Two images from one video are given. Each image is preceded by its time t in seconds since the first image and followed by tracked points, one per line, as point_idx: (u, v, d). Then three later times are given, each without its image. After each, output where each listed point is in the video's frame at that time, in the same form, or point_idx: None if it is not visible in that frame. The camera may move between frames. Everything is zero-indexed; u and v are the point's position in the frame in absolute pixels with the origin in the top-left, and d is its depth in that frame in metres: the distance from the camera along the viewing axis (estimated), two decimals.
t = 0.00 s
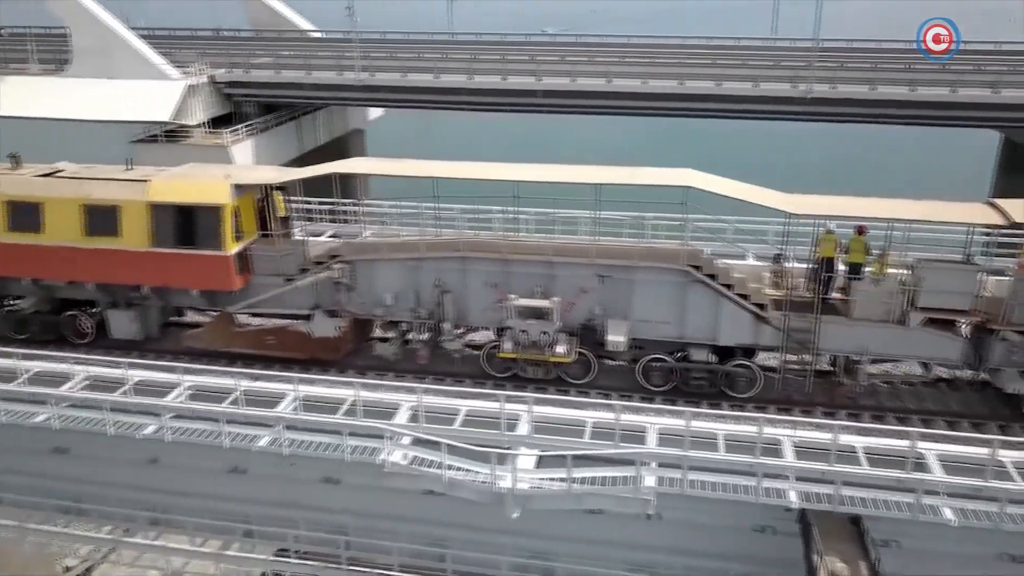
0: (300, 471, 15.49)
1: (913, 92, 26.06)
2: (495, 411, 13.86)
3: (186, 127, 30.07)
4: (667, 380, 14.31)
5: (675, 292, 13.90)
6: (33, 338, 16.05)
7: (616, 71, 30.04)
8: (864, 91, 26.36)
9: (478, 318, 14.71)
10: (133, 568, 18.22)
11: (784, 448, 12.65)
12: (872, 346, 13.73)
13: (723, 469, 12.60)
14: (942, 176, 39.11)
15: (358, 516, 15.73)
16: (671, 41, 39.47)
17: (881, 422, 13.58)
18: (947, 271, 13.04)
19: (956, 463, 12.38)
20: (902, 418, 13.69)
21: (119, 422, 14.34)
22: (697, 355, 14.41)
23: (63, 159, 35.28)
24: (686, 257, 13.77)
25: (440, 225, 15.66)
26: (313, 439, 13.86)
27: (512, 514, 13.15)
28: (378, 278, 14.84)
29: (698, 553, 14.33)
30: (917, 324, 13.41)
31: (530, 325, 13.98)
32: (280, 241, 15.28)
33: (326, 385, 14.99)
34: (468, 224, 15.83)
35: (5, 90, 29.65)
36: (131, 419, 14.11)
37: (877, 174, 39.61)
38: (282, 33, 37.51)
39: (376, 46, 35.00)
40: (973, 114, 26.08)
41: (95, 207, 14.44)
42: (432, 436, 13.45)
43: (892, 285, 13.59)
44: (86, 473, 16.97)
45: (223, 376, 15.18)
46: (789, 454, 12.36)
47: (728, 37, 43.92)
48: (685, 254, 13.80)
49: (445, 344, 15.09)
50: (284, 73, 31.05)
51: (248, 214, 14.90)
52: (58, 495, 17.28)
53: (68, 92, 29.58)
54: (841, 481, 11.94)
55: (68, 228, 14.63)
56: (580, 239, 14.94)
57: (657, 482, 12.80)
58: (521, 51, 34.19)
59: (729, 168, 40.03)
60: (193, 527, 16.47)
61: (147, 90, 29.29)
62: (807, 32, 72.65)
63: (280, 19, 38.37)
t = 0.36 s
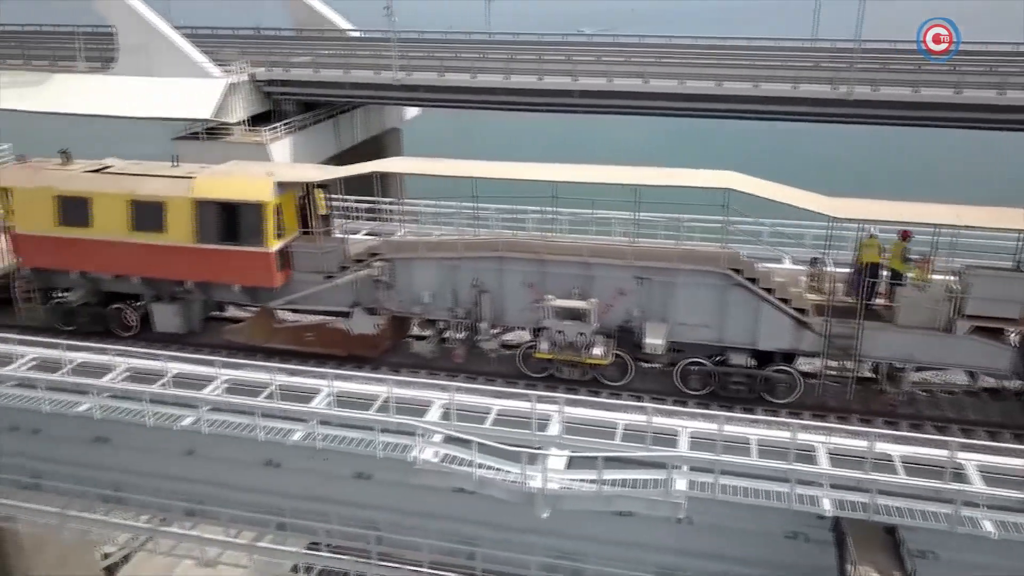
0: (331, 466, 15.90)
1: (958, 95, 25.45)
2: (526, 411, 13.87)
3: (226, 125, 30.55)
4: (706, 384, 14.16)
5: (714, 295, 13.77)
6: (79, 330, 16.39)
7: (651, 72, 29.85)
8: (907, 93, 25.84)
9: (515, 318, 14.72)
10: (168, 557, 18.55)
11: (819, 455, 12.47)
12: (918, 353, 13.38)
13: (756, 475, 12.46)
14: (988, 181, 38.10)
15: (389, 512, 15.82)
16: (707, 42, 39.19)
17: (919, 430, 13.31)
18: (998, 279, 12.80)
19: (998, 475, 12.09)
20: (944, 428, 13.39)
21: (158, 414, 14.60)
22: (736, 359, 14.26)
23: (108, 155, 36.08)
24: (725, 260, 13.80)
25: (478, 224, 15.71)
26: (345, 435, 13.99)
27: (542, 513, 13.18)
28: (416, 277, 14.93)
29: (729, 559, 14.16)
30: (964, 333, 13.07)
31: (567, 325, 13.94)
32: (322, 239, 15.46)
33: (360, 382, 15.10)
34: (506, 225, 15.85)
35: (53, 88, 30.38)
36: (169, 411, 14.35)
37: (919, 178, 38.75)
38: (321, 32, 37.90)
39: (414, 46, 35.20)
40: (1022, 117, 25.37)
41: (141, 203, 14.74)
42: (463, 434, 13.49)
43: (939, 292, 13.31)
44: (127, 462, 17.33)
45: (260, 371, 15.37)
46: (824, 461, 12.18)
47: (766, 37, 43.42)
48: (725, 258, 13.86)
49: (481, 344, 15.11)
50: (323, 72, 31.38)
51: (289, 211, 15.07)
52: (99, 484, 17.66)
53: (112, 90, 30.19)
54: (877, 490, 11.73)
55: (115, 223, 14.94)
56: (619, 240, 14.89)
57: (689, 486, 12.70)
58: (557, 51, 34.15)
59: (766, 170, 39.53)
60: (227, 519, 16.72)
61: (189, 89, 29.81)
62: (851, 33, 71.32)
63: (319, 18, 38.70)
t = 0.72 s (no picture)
0: (363, 462, 15.78)
1: (1003, 98, 24.89)
2: (557, 412, 13.87)
3: (264, 123, 30.98)
4: (743, 390, 14.02)
5: (752, 299, 13.67)
6: (121, 324, 16.67)
7: (687, 72, 29.69)
8: (949, 96, 25.33)
9: (550, 319, 14.71)
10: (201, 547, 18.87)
11: (853, 464, 12.29)
12: (960, 362, 13.13)
13: (788, 481, 12.35)
14: None
15: (419, 510, 15.92)
16: (744, 42, 38.89)
17: (958, 441, 13.06)
18: None
19: None
20: (986, 439, 13.10)
21: (194, 407, 14.85)
22: (774, 365, 14.10)
23: (149, 151, 36.77)
24: (766, 264, 13.55)
25: (514, 225, 15.75)
26: (377, 432, 14.12)
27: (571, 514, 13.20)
28: (452, 276, 15.01)
29: (760, 566, 14.01)
30: (1011, 343, 12.77)
31: (603, 328, 13.94)
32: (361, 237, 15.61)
33: (392, 379, 15.22)
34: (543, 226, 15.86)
35: (98, 86, 31.08)
36: (205, 404, 14.59)
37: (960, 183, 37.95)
38: (359, 32, 38.25)
39: (450, 45, 35.35)
40: None
41: (185, 199, 15.00)
42: (493, 434, 13.54)
43: (986, 301, 13.03)
44: (164, 453, 17.66)
45: (295, 366, 15.56)
46: (857, 469, 12.01)
47: (806, 38, 42.91)
48: (765, 262, 13.60)
49: (516, 344, 15.09)
50: (360, 71, 31.67)
51: (329, 210, 15.19)
52: (136, 474, 18.02)
53: (154, 88, 30.76)
54: (912, 500, 11.55)
55: (159, 219, 15.21)
56: (656, 242, 14.84)
57: (719, 491, 12.61)
58: (593, 51, 34.13)
59: (802, 172, 39.13)
60: (259, 512, 16.95)
61: (229, 87, 30.26)
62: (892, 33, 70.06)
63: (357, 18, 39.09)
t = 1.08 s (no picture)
0: (392, 460, 16.13)
1: None
2: (586, 414, 13.83)
3: (301, 122, 31.32)
4: (779, 395, 13.92)
5: (790, 305, 13.54)
6: (162, 318, 16.93)
7: (722, 73, 29.46)
8: (994, 99, 24.73)
9: (585, 321, 14.68)
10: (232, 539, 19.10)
11: (886, 472, 12.08)
12: (1007, 373, 12.70)
13: (819, 489, 12.17)
14: None
15: (447, 508, 15.94)
16: (779, 44, 38.54)
17: (999, 452, 12.73)
18: None
19: None
20: None
21: (228, 401, 15.06)
22: (812, 371, 13.94)
23: (188, 148, 37.41)
24: (804, 269, 13.55)
25: (549, 226, 15.75)
26: (407, 429, 14.20)
27: (599, 516, 13.16)
28: (487, 277, 15.03)
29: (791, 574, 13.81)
30: None
31: (638, 331, 13.91)
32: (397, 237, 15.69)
33: (423, 378, 15.28)
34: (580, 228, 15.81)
35: (140, 84, 31.68)
36: (239, 399, 14.78)
37: (1004, 189, 37.01)
38: (395, 32, 38.52)
39: (485, 46, 35.43)
40: None
41: (226, 197, 15.23)
42: (522, 434, 13.54)
43: None
44: (198, 446, 17.93)
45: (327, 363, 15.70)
46: (891, 478, 11.80)
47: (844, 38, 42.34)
48: (803, 266, 13.61)
49: (550, 346, 15.06)
50: (395, 70, 31.90)
51: (367, 210, 15.34)
52: (171, 465, 18.32)
53: (195, 87, 31.27)
54: (947, 511, 11.31)
55: (201, 216, 15.45)
56: (693, 246, 14.79)
57: (749, 497, 12.47)
58: (628, 51, 34.04)
59: (839, 175, 38.63)
60: (290, 505, 17.14)
61: (267, 86, 30.64)
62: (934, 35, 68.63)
63: (395, 19, 39.39)
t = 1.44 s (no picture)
0: (427, 457, 16.22)
1: None
2: (621, 416, 13.73)
3: (342, 120, 31.60)
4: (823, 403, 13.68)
5: (836, 311, 13.36)
6: (207, 312, 17.22)
7: (764, 75, 29.09)
8: None
9: (626, 324, 14.62)
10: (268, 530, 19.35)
11: (927, 483, 11.82)
12: None
13: (858, 498, 11.94)
14: None
15: (480, 506, 15.95)
16: (821, 45, 37.91)
17: None
18: None
19: None
20: None
21: (267, 394, 15.27)
22: (857, 379, 13.70)
23: (231, 145, 38.03)
24: (852, 276, 13.31)
25: (589, 228, 15.72)
26: (441, 427, 14.26)
27: (632, 519, 13.08)
28: (527, 277, 15.06)
29: None
30: None
31: (679, 334, 13.79)
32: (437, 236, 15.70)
33: (459, 377, 15.31)
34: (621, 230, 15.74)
35: (186, 81, 32.30)
36: (278, 393, 14.97)
37: None
38: (436, 31, 38.73)
39: (525, 45, 35.43)
40: None
41: (271, 194, 15.46)
42: (555, 435, 13.52)
43: None
44: (236, 438, 18.21)
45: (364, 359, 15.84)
46: (932, 489, 11.52)
47: (889, 40, 41.55)
48: (851, 273, 13.39)
49: (589, 347, 15.04)
50: (435, 70, 32.07)
51: (409, 209, 15.44)
52: (210, 457, 18.64)
53: (239, 85, 31.79)
54: (991, 524, 11.00)
55: (246, 213, 15.70)
56: (737, 249, 14.65)
57: (785, 504, 12.29)
58: (668, 52, 33.75)
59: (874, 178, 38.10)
60: (324, 499, 17.32)
61: (310, 85, 31.04)
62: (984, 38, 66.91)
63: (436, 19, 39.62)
